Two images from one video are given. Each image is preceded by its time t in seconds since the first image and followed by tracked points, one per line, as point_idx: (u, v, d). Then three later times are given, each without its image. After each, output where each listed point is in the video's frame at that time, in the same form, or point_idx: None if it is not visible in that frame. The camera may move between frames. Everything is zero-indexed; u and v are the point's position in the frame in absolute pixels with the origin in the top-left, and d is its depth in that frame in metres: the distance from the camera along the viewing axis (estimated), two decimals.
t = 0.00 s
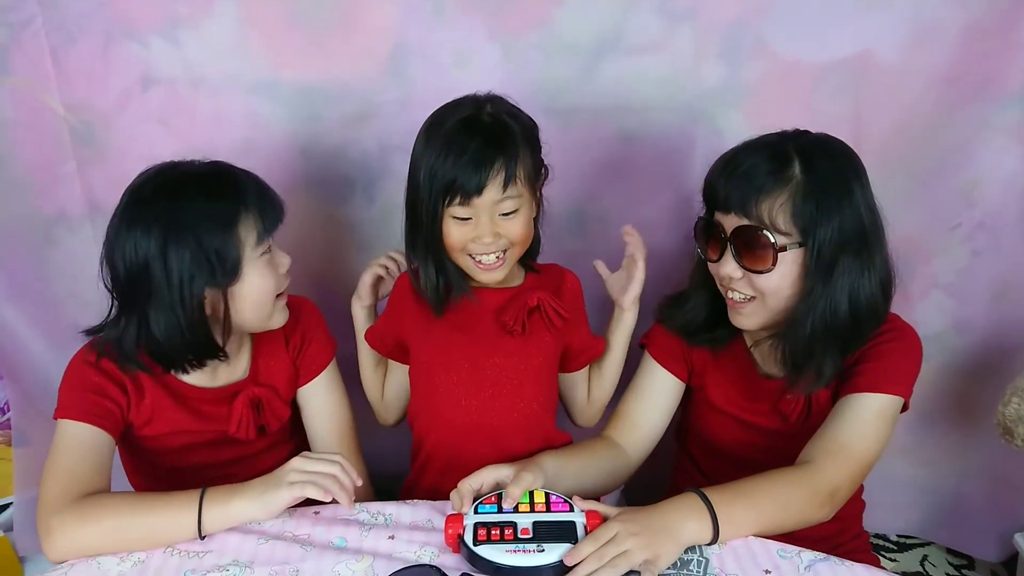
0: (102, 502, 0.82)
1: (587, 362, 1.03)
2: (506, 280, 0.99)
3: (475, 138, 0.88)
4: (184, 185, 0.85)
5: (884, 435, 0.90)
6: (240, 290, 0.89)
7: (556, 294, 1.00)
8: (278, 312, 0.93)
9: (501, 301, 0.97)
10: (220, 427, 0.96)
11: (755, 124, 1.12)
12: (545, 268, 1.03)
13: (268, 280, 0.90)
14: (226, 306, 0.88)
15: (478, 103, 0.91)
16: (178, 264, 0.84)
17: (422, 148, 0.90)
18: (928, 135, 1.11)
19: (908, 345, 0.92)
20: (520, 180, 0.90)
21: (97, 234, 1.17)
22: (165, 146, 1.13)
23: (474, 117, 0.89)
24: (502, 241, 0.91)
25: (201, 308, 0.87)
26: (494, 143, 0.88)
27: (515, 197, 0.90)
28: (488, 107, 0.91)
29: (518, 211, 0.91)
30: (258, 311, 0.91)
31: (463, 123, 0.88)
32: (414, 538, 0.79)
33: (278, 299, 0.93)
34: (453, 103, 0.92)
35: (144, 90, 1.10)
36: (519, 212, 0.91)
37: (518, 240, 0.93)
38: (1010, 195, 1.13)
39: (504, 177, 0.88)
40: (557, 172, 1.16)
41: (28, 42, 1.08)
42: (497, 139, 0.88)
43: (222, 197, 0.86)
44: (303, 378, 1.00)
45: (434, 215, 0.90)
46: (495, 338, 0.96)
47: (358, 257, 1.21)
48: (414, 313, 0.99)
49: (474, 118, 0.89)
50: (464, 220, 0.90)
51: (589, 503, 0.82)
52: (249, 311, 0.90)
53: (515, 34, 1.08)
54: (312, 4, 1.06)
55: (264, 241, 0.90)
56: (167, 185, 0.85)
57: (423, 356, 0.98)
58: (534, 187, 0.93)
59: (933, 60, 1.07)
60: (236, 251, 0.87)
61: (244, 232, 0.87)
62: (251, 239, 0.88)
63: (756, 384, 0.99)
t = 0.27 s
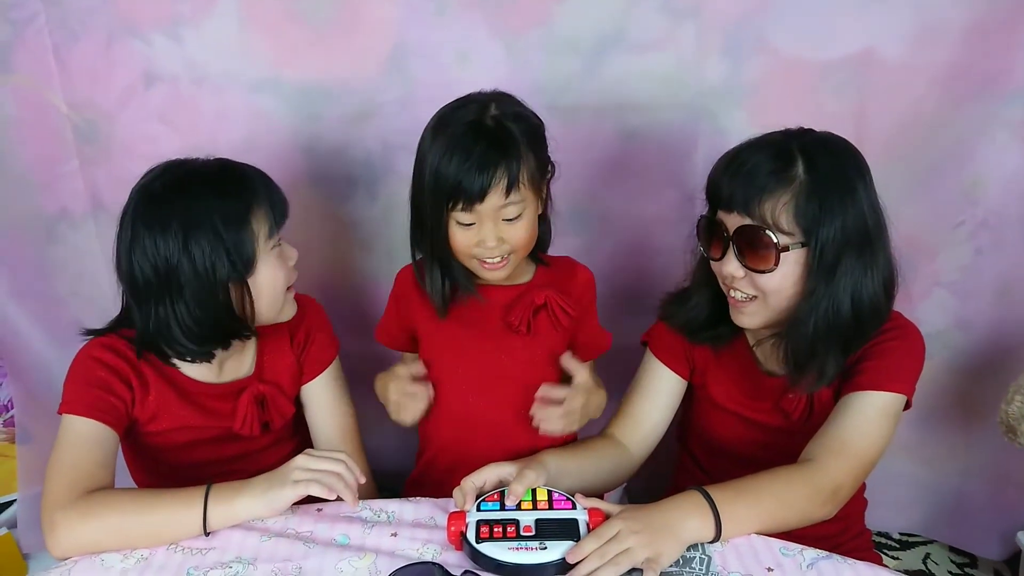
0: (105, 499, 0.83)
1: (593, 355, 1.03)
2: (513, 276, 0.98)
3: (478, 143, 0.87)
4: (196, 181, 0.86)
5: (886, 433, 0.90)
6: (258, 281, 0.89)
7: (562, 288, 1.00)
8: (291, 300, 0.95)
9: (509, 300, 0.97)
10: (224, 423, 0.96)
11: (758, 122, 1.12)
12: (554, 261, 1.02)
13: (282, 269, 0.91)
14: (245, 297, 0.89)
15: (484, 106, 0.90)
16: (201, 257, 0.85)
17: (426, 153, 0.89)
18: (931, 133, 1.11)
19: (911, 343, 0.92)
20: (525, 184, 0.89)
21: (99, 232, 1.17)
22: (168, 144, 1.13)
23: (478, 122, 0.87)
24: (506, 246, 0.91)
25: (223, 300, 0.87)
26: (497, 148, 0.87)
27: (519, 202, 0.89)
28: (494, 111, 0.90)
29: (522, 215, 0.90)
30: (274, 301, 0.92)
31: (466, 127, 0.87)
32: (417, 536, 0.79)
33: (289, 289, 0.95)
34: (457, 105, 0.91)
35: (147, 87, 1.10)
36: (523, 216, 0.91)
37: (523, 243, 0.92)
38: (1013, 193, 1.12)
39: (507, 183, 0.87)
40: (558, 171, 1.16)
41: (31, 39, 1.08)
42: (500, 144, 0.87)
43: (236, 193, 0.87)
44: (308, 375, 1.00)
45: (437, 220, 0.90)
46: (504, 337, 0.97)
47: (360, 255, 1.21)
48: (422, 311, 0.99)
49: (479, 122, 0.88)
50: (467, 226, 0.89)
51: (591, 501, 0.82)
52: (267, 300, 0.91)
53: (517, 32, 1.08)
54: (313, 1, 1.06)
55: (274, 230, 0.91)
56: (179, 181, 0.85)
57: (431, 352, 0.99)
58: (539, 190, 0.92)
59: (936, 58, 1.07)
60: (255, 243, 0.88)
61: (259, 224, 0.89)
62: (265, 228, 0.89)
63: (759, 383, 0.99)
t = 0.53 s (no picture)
0: (111, 500, 0.83)
1: (605, 357, 1.06)
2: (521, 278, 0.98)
3: (485, 148, 0.86)
4: (206, 186, 0.86)
5: (894, 435, 0.89)
6: (262, 287, 0.89)
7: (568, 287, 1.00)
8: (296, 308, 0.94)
9: (517, 300, 0.97)
10: (231, 424, 0.96)
11: (764, 121, 1.12)
12: (561, 262, 1.03)
13: (287, 277, 0.91)
14: (248, 304, 0.89)
15: (492, 110, 0.89)
16: (202, 263, 0.85)
17: (434, 158, 0.89)
18: (938, 131, 1.10)
19: (918, 343, 0.92)
20: (532, 188, 0.89)
21: (105, 232, 1.17)
22: (174, 144, 1.13)
23: (486, 128, 0.87)
24: (514, 250, 0.91)
25: (225, 306, 0.87)
26: (505, 154, 0.87)
27: (528, 207, 0.89)
28: (502, 115, 0.89)
29: (530, 220, 0.90)
30: (278, 308, 0.91)
31: (474, 133, 0.87)
32: (423, 537, 0.78)
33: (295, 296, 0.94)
34: (464, 109, 0.90)
35: (152, 87, 1.10)
36: (531, 221, 0.90)
37: (531, 247, 0.92)
38: (1020, 191, 1.12)
39: (515, 188, 0.87)
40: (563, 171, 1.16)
41: (37, 39, 1.08)
42: (508, 149, 0.87)
43: (245, 198, 0.87)
44: (315, 375, 1.00)
45: (446, 225, 0.90)
46: (510, 337, 0.97)
47: (366, 255, 1.21)
48: (430, 312, 1.00)
49: (487, 128, 0.87)
50: (475, 231, 0.89)
51: (597, 502, 0.82)
52: (271, 307, 0.91)
53: (523, 31, 1.08)
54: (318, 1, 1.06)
55: (282, 239, 0.90)
56: (190, 185, 0.86)
57: (438, 354, 1.00)
58: (547, 194, 0.92)
59: (943, 56, 1.07)
60: (260, 249, 0.87)
61: (266, 230, 0.88)
62: (271, 236, 0.89)
63: (766, 383, 0.98)
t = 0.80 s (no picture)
0: (117, 501, 0.83)
1: (610, 360, 1.05)
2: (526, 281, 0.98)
3: (490, 150, 0.86)
4: (207, 191, 0.85)
5: (902, 436, 0.89)
6: (247, 301, 0.88)
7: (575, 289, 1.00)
8: (290, 323, 0.92)
9: (524, 301, 0.97)
10: (239, 425, 0.96)
11: (770, 123, 1.11)
12: (567, 264, 1.02)
13: (278, 292, 0.89)
14: (230, 316, 0.88)
15: (496, 111, 0.89)
16: (185, 270, 0.84)
17: (438, 160, 0.89)
18: (945, 133, 1.10)
19: (925, 345, 0.91)
20: (536, 191, 0.89)
21: (112, 234, 1.18)
22: (180, 145, 1.13)
23: (491, 130, 0.87)
24: (519, 252, 0.91)
25: (205, 317, 0.87)
26: (510, 155, 0.87)
27: (532, 209, 0.89)
28: (506, 117, 0.89)
29: (535, 221, 0.90)
30: (263, 323, 0.89)
31: (479, 135, 0.87)
32: (429, 538, 0.78)
33: (292, 309, 0.92)
34: (468, 111, 0.90)
35: (159, 89, 1.10)
36: (536, 223, 0.90)
37: (536, 249, 0.92)
38: None
39: (520, 190, 0.87)
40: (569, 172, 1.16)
41: (44, 41, 1.08)
42: (512, 151, 0.87)
43: (237, 208, 0.85)
44: (323, 377, 1.00)
45: (450, 227, 0.90)
46: (515, 338, 0.97)
47: (371, 257, 1.21)
48: (435, 313, 1.00)
49: (492, 130, 0.87)
50: (480, 232, 0.89)
51: (603, 504, 0.81)
52: (258, 321, 0.89)
53: (528, 32, 1.08)
54: (324, 3, 1.06)
55: (279, 252, 0.88)
56: (191, 190, 0.85)
57: (443, 355, 0.99)
58: (550, 196, 0.92)
59: (950, 57, 1.06)
60: (244, 264, 0.86)
61: (256, 244, 0.86)
62: (265, 249, 0.87)
63: (773, 386, 0.98)
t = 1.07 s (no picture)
0: (126, 504, 0.83)
1: (621, 357, 1.03)
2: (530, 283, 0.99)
3: (484, 147, 0.87)
4: (210, 199, 0.85)
5: (909, 440, 0.89)
6: (252, 309, 0.88)
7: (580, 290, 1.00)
8: (297, 330, 0.92)
9: (528, 303, 0.97)
10: (246, 429, 0.96)
11: (776, 126, 1.11)
12: (571, 265, 1.02)
13: (283, 300, 0.89)
14: (235, 324, 0.88)
15: (494, 110, 0.90)
16: (190, 278, 0.85)
17: (437, 159, 0.90)
18: (952, 136, 1.10)
19: (933, 349, 0.91)
20: (533, 188, 0.89)
21: (120, 237, 1.18)
22: (188, 149, 1.14)
23: (487, 126, 0.88)
24: (516, 249, 0.91)
25: (212, 325, 0.87)
26: (505, 151, 0.87)
27: (529, 206, 0.89)
28: (504, 115, 0.90)
29: (532, 219, 0.90)
30: (270, 330, 0.90)
31: (473, 133, 0.88)
32: (436, 542, 0.78)
33: (298, 316, 0.92)
34: (466, 110, 0.91)
35: (167, 93, 1.11)
36: (533, 220, 0.91)
37: (534, 248, 0.92)
38: None
39: (514, 186, 0.87)
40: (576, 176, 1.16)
41: (53, 46, 1.09)
42: (506, 147, 0.87)
43: (243, 216, 0.86)
44: (330, 381, 1.01)
45: (448, 225, 0.91)
46: (520, 340, 0.97)
47: (378, 260, 1.21)
48: (438, 315, 1.00)
49: (488, 127, 0.88)
50: (477, 229, 0.90)
51: (611, 508, 0.81)
52: (264, 329, 0.89)
53: (535, 36, 1.08)
54: (332, 7, 1.07)
55: (283, 260, 0.88)
56: (194, 198, 0.86)
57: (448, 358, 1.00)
58: (549, 195, 0.92)
59: (957, 60, 1.06)
60: (248, 272, 0.86)
61: (261, 252, 0.87)
62: (269, 257, 0.87)
63: (780, 389, 0.98)
